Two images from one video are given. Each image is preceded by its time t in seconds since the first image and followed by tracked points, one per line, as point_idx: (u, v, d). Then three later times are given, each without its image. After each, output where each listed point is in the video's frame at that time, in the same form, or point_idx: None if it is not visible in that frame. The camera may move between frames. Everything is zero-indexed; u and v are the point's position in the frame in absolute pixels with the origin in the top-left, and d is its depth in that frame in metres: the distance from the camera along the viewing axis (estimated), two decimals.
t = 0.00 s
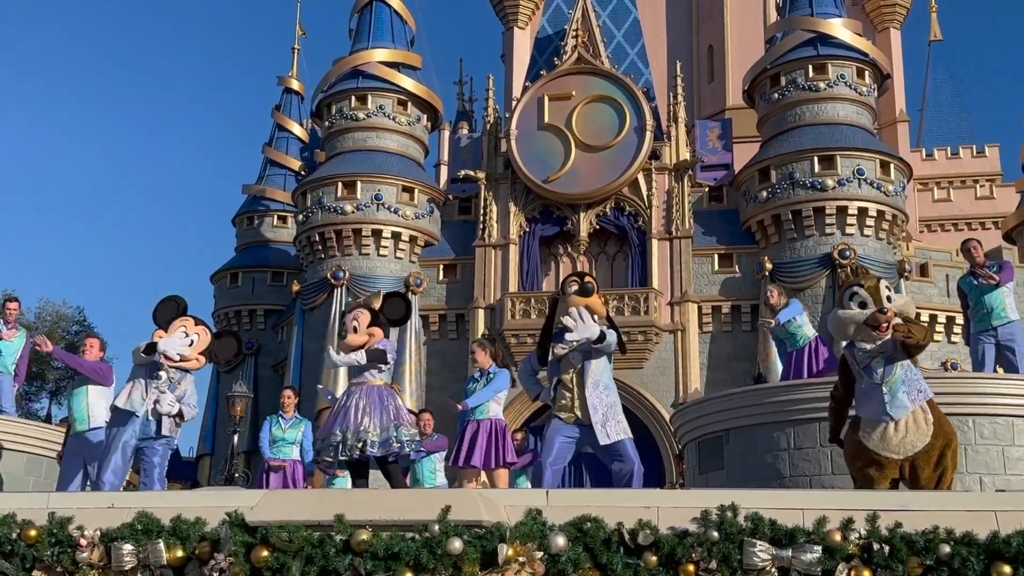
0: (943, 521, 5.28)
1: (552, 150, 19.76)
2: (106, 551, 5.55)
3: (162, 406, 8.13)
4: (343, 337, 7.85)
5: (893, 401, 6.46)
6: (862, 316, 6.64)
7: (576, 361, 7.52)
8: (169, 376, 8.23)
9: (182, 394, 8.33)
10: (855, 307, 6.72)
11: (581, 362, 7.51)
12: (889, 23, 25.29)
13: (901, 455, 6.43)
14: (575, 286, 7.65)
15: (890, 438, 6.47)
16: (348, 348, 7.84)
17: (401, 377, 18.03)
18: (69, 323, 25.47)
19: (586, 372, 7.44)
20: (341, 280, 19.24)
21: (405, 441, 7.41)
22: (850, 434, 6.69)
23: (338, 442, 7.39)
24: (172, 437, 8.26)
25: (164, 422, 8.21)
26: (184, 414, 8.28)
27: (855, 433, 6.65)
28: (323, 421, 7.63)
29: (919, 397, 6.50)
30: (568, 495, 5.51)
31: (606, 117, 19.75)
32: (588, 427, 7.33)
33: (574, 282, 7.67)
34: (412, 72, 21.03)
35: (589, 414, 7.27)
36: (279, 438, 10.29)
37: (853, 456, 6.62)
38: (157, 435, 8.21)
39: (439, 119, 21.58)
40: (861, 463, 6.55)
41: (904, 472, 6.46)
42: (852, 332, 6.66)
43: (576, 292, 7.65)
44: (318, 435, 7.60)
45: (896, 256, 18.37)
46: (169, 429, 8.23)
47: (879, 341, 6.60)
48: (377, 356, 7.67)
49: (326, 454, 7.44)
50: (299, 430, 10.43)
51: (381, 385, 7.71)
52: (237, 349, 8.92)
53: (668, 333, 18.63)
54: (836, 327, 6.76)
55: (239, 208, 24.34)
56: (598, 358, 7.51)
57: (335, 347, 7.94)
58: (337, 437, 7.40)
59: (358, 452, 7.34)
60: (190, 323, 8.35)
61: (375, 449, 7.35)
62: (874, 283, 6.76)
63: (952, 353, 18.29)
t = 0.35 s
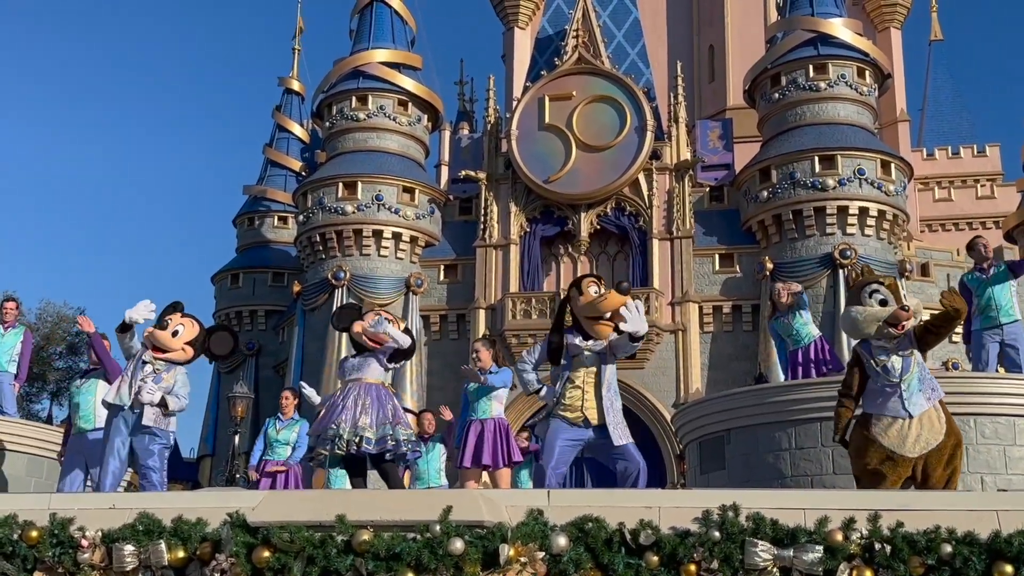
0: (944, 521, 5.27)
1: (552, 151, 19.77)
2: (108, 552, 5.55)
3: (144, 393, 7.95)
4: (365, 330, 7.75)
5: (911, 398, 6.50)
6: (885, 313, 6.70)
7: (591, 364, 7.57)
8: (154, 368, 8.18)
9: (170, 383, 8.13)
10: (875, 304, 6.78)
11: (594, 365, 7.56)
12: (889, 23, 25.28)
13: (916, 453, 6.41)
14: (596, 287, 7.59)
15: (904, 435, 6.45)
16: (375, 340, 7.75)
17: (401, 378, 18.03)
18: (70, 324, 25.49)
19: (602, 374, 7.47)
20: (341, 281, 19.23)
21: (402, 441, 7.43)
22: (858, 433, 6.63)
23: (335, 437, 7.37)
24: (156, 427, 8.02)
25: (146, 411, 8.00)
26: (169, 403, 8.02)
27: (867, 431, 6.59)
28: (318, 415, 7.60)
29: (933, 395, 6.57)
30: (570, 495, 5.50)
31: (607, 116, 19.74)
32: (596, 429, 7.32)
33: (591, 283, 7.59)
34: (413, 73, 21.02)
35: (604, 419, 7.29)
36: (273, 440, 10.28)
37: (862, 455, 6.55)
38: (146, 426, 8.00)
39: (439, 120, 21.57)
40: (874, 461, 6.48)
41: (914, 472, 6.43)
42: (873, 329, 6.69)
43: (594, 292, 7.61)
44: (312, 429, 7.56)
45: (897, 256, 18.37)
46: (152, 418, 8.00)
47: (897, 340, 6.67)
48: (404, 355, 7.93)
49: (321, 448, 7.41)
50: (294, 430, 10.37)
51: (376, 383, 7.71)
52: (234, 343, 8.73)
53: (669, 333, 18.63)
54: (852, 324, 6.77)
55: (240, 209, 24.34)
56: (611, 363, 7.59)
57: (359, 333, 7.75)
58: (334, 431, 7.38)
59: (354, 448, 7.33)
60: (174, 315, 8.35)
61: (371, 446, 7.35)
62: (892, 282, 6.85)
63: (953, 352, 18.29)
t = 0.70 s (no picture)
0: (933, 519, 5.28)
1: (543, 150, 19.78)
2: (97, 551, 5.54)
3: (119, 383, 7.93)
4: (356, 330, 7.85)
5: (912, 392, 6.54)
6: (890, 310, 6.80)
7: (590, 358, 7.60)
8: (132, 362, 8.21)
9: (148, 375, 8.09)
10: (882, 300, 6.85)
11: (592, 359, 7.60)
12: (879, 23, 25.34)
13: (914, 449, 6.42)
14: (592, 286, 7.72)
15: (901, 430, 6.47)
16: (366, 339, 7.85)
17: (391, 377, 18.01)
18: (59, 323, 25.42)
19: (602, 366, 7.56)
20: (332, 279, 19.19)
21: (395, 437, 7.40)
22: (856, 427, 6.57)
23: (329, 434, 7.33)
24: (136, 418, 7.96)
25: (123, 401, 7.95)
26: (143, 393, 7.95)
27: (869, 425, 6.52)
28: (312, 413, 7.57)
29: (928, 391, 6.64)
30: (559, 494, 5.50)
31: (597, 115, 19.76)
32: (595, 425, 7.30)
33: (588, 281, 7.71)
34: (403, 71, 20.99)
35: (605, 416, 7.31)
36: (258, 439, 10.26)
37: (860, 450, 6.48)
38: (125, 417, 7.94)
39: (430, 118, 21.55)
40: (873, 456, 6.44)
41: (910, 469, 6.41)
42: (877, 327, 6.78)
43: (591, 290, 7.72)
44: (306, 428, 7.52)
45: (887, 255, 18.41)
46: (128, 409, 7.93)
47: (898, 336, 6.77)
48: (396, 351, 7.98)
49: (315, 445, 7.37)
50: (280, 429, 10.29)
51: (367, 380, 7.68)
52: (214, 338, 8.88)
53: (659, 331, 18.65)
54: (856, 318, 6.83)
55: (230, 207, 24.28)
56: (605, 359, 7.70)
57: (351, 332, 7.84)
58: (328, 428, 7.35)
59: (348, 444, 7.29)
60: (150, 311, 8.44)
61: (365, 442, 7.30)
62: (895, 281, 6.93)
63: (942, 351, 18.34)
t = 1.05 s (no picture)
0: (905, 515, 5.29)
1: (519, 147, 19.80)
2: (69, 549, 5.49)
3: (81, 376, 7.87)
4: (331, 325, 7.81)
5: (894, 395, 6.48)
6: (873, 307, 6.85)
7: (574, 350, 7.61)
8: (97, 356, 8.19)
9: (114, 368, 8.06)
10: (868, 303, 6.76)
11: (575, 350, 7.62)
12: (853, 22, 25.49)
13: (895, 450, 6.29)
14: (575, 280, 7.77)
15: (887, 428, 6.35)
16: (339, 334, 7.81)
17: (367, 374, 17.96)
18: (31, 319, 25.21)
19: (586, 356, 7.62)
20: (307, 275, 19.14)
21: (371, 433, 7.41)
22: (846, 424, 6.32)
23: (305, 429, 7.31)
24: (102, 413, 7.91)
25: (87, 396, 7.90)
26: (106, 384, 7.87)
27: (858, 422, 6.31)
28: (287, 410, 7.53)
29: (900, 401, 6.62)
30: (535, 491, 5.49)
31: (573, 112, 19.78)
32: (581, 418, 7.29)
33: (572, 275, 7.76)
34: (380, 67, 20.91)
35: (591, 411, 7.34)
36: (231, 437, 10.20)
37: (844, 444, 6.24)
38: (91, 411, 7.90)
39: (406, 114, 21.49)
40: (853, 450, 6.23)
41: (894, 470, 6.27)
42: (860, 324, 6.71)
43: (574, 284, 7.77)
44: (281, 424, 7.49)
45: (860, 253, 18.55)
46: (91, 403, 7.87)
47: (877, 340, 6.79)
48: (372, 343, 7.88)
49: (292, 442, 7.35)
50: (252, 428, 10.25)
51: (343, 375, 7.66)
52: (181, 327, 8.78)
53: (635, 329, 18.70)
54: (843, 314, 6.74)
55: (204, 203, 24.14)
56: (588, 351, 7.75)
57: (327, 330, 7.81)
58: (305, 424, 7.32)
59: (323, 440, 7.28)
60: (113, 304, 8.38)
61: (340, 437, 7.31)
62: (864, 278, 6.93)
63: (914, 348, 18.48)
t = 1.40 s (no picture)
0: (856, 508, 5.25)
1: (480, 142, 19.79)
2: (18, 546, 5.40)
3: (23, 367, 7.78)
4: (283, 322, 7.75)
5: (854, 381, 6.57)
6: (827, 293, 6.95)
7: (544, 334, 7.55)
8: (43, 350, 8.10)
9: (57, 358, 7.94)
10: (824, 292, 6.93)
11: (545, 335, 7.54)
12: (810, 22, 25.74)
13: (856, 433, 6.34)
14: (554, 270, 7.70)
15: (843, 410, 6.40)
16: (293, 327, 7.76)
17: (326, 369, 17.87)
18: None
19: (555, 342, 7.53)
20: (265, 270, 18.98)
21: (330, 425, 7.38)
22: (809, 407, 6.35)
23: (263, 422, 7.27)
24: (46, 405, 7.80)
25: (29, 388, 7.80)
26: (46, 374, 7.77)
27: (821, 405, 6.35)
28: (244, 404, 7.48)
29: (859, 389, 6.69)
30: (492, 486, 5.46)
31: (534, 108, 19.80)
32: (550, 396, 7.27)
33: (551, 264, 7.70)
34: (339, 60, 20.78)
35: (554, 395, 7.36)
36: (186, 432, 10.12)
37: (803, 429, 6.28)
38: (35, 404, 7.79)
39: (366, 108, 21.39)
40: (810, 438, 6.26)
41: (850, 457, 6.27)
42: (818, 310, 6.86)
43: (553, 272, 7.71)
44: (239, 418, 7.44)
45: (815, 250, 18.75)
46: (34, 395, 7.77)
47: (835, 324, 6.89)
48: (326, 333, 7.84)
49: (250, 436, 7.31)
50: (208, 422, 10.16)
51: (300, 367, 7.63)
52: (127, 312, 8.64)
53: (595, 324, 18.76)
54: (801, 305, 6.89)
55: (160, 195, 23.87)
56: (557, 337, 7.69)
57: (280, 324, 7.75)
58: (263, 417, 7.27)
59: (282, 434, 7.25)
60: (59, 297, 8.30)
61: (299, 430, 7.27)
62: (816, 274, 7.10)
63: (869, 344, 18.70)
